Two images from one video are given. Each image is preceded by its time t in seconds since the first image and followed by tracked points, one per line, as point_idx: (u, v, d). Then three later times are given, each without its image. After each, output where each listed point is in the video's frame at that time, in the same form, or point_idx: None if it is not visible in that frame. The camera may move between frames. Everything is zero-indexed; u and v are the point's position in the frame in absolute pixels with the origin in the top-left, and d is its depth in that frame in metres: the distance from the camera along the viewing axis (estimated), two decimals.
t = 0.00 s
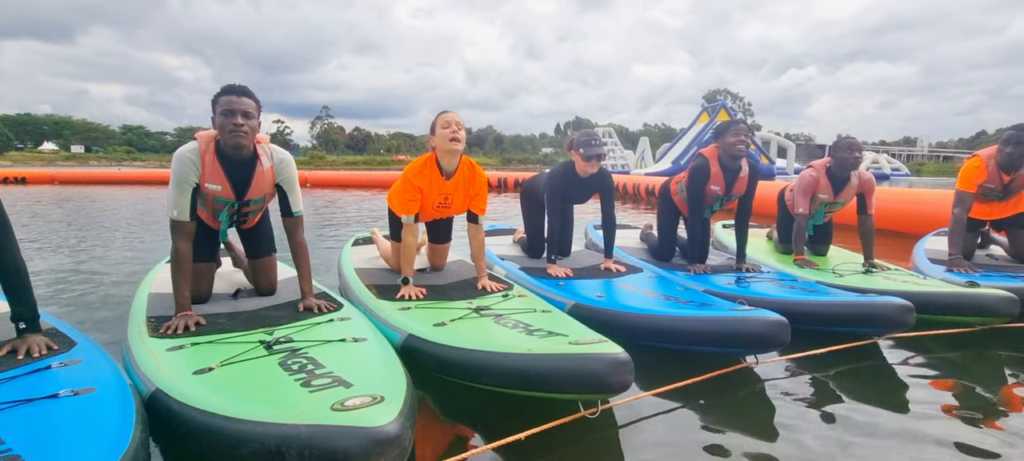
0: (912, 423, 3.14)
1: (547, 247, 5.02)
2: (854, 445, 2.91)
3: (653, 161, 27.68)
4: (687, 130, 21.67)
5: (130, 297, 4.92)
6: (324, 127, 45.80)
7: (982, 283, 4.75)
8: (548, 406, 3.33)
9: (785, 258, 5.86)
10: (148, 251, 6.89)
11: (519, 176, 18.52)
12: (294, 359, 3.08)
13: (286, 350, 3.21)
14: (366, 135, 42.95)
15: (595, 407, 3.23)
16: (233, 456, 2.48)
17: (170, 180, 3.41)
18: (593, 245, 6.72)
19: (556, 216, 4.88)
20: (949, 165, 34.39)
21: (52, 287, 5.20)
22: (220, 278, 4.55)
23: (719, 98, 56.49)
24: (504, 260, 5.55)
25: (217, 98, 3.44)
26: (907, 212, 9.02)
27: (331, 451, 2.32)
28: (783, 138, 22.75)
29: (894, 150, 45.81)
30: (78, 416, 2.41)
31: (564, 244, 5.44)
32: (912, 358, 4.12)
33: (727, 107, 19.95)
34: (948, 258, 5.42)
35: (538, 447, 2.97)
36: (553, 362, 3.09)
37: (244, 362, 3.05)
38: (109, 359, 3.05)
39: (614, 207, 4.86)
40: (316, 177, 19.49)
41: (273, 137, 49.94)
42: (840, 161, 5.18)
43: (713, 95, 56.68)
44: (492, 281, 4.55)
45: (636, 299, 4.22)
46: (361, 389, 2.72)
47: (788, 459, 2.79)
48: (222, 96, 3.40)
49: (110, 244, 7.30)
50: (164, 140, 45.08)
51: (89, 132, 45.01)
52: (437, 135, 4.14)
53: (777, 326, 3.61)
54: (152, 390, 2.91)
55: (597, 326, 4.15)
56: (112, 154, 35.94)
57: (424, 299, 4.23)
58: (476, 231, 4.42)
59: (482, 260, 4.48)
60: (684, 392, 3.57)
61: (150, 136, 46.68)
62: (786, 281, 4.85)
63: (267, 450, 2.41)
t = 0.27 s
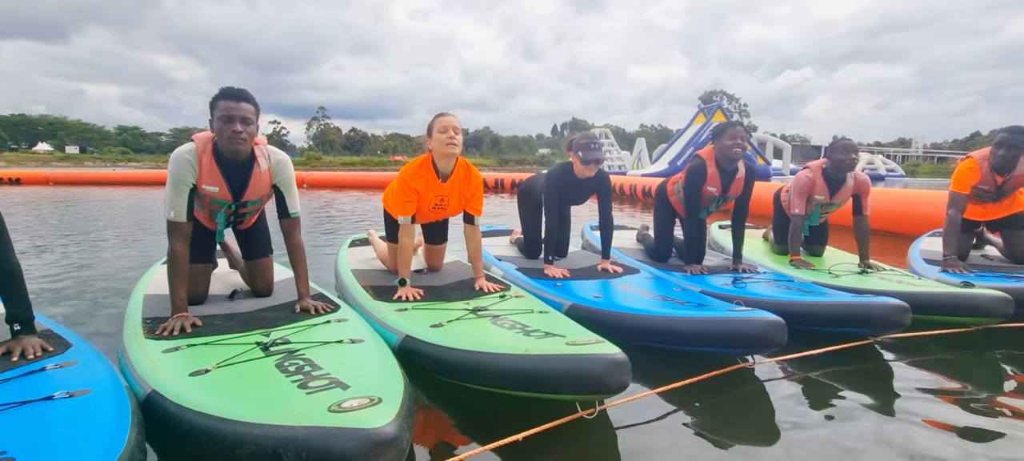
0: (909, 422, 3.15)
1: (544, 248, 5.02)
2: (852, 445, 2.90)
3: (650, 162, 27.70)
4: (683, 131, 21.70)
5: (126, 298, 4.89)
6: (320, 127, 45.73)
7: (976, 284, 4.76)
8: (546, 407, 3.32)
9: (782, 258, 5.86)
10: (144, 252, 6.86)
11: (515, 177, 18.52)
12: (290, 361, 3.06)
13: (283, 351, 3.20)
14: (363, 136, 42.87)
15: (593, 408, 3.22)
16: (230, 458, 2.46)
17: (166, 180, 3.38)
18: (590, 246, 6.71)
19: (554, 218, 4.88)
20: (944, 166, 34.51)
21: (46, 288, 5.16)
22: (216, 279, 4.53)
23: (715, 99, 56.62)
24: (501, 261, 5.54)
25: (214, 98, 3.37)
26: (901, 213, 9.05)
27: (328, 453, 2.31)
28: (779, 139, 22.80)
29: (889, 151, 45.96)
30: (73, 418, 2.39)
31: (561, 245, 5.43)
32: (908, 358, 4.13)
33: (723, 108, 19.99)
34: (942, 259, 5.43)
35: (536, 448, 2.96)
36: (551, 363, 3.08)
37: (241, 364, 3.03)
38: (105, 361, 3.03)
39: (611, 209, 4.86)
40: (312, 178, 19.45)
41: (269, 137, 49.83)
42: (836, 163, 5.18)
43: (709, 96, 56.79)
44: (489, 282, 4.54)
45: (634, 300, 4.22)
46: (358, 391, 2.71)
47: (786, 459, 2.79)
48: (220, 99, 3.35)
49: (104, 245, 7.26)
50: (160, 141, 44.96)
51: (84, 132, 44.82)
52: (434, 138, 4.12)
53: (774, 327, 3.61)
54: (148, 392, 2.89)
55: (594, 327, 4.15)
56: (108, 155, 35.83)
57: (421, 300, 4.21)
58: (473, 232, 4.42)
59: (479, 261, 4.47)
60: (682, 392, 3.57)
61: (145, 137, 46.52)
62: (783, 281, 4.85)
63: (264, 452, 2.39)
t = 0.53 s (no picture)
0: (905, 422, 3.15)
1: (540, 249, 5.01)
2: (849, 446, 2.90)
3: (646, 163, 27.74)
4: (679, 132, 21.73)
5: (121, 300, 4.87)
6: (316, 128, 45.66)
7: (970, 284, 4.77)
8: (542, 407, 3.31)
9: (777, 259, 5.87)
10: (139, 253, 6.83)
11: (512, 177, 18.52)
12: (287, 362, 3.05)
13: (279, 352, 3.18)
14: (359, 137, 42.81)
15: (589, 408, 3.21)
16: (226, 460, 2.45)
17: (164, 181, 3.36)
18: (587, 247, 6.71)
19: (552, 220, 4.88)
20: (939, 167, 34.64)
21: (41, 290, 5.13)
22: (211, 280, 4.51)
23: (711, 100, 56.79)
24: (498, 262, 5.53)
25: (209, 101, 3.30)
26: (896, 214, 9.08)
27: (325, 454, 2.30)
28: (774, 140, 22.86)
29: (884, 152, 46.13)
30: (67, 420, 2.37)
31: (558, 246, 5.43)
32: (903, 358, 4.13)
33: (719, 109, 20.03)
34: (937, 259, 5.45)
35: (533, 449, 2.95)
36: (548, 363, 3.07)
37: (236, 365, 3.01)
38: (100, 363, 3.01)
39: (608, 210, 4.85)
40: (309, 178, 19.42)
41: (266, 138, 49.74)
42: (832, 164, 5.19)
43: (706, 97, 56.91)
44: (486, 283, 4.53)
45: (630, 301, 4.21)
46: (355, 392, 2.70)
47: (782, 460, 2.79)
48: (216, 104, 3.28)
49: (99, 246, 7.23)
50: (154, 141, 44.75)
51: (79, 133, 44.65)
52: (431, 143, 4.11)
53: (769, 328, 3.61)
54: (143, 393, 2.87)
55: (591, 328, 4.14)
56: (102, 155, 35.66)
57: (418, 301, 4.20)
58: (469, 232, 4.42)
59: (475, 262, 4.47)
60: (679, 393, 3.56)
61: (141, 138, 46.38)
62: (778, 282, 4.85)
63: (260, 453, 2.38)
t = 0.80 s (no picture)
0: (901, 423, 3.16)
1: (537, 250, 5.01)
2: (846, 447, 2.91)
3: (642, 164, 27.78)
4: (675, 133, 21.77)
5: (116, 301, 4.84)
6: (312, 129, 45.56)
7: (963, 285, 4.78)
8: (539, 408, 3.30)
9: (773, 260, 5.88)
10: (134, 254, 6.79)
11: (508, 178, 18.51)
12: (283, 364, 3.03)
13: (275, 354, 3.17)
14: (356, 137, 42.75)
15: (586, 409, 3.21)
16: None
17: (160, 182, 3.34)
18: (583, 248, 6.71)
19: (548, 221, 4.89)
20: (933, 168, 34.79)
21: (34, 291, 5.09)
22: (207, 282, 4.48)
23: (707, 101, 56.93)
24: (495, 262, 5.52)
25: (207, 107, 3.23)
26: (891, 215, 9.11)
27: (322, 456, 2.29)
28: (770, 141, 22.93)
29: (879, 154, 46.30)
30: (61, 423, 2.35)
31: (554, 247, 5.42)
32: (899, 358, 4.14)
33: (715, 111, 20.07)
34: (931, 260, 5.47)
35: (530, 450, 2.94)
36: (545, 364, 3.06)
37: (232, 367, 3.00)
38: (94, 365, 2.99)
39: (604, 210, 4.85)
40: (305, 179, 19.37)
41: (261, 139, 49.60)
42: (827, 166, 5.19)
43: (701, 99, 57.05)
44: (482, 284, 4.52)
45: (626, 302, 4.21)
46: (351, 393, 2.68)
47: None
48: (214, 114, 3.22)
49: (94, 247, 7.18)
50: (149, 142, 44.54)
51: (73, 133, 44.46)
52: (428, 149, 4.09)
53: (765, 329, 3.61)
54: (138, 395, 2.85)
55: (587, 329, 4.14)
56: (97, 156, 35.48)
57: (414, 302, 4.19)
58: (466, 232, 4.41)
59: (472, 263, 4.46)
60: (676, 394, 3.56)
61: (136, 138, 46.21)
62: (774, 283, 4.86)
63: (257, 455, 2.36)
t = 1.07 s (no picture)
0: (896, 421, 3.16)
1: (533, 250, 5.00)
2: (842, 445, 2.91)
3: (638, 165, 27.81)
4: (671, 134, 21.81)
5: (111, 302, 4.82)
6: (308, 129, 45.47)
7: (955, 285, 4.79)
8: (536, 408, 3.29)
9: (768, 260, 5.89)
10: (129, 254, 6.75)
11: (505, 179, 18.51)
12: (279, 364, 3.02)
13: (271, 354, 3.15)
14: (352, 138, 42.67)
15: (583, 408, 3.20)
16: None
17: (156, 181, 3.32)
18: (579, 249, 6.70)
19: (545, 221, 4.89)
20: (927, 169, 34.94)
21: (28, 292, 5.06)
22: (202, 282, 4.46)
23: (702, 101, 57.06)
24: (491, 263, 5.51)
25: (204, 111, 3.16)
26: (886, 215, 9.13)
27: (318, 456, 2.28)
28: (765, 142, 22.99)
29: (874, 154, 46.47)
30: (55, 424, 2.34)
31: (551, 247, 5.42)
32: (894, 357, 4.15)
33: (711, 111, 20.11)
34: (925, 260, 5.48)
35: (527, 449, 2.94)
36: (541, 363, 3.06)
37: (228, 367, 2.98)
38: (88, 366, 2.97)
39: (601, 211, 4.85)
40: (301, 179, 19.33)
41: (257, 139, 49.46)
42: (822, 168, 5.19)
43: (697, 99, 57.17)
44: (479, 284, 4.51)
45: (623, 302, 4.21)
46: (348, 393, 2.67)
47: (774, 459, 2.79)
48: (210, 120, 3.16)
49: (89, 247, 7.15)
50: (144, 142, 44.36)
51: (67, 133, 44.26)
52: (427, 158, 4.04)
53: (761, 328, 3.61)
54: (133, 396, 2.84)
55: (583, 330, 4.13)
56: (91, 156, 35.31)
57: (411, 302, 4.18)
58: (461, 233, 4.42)
59: (468, 263, 4.45)
60: (673, 393, 3.56)
61: (131, 138, 46.04)
62: (769, 283, 4.86)
63: (253, 455, 2.35)
